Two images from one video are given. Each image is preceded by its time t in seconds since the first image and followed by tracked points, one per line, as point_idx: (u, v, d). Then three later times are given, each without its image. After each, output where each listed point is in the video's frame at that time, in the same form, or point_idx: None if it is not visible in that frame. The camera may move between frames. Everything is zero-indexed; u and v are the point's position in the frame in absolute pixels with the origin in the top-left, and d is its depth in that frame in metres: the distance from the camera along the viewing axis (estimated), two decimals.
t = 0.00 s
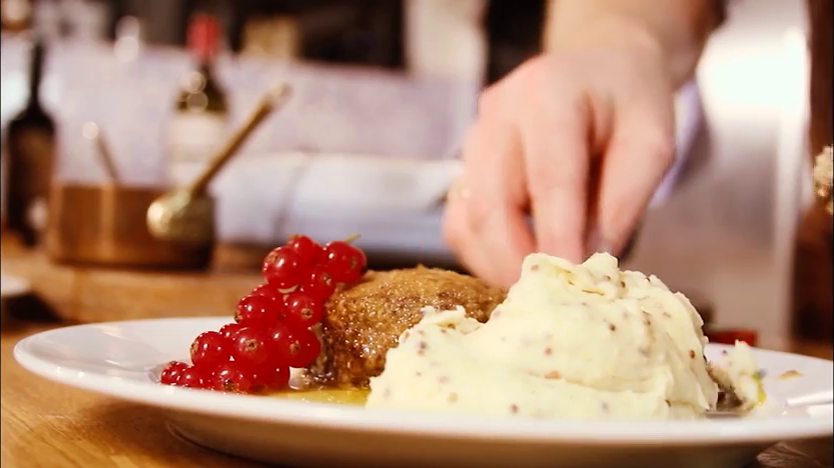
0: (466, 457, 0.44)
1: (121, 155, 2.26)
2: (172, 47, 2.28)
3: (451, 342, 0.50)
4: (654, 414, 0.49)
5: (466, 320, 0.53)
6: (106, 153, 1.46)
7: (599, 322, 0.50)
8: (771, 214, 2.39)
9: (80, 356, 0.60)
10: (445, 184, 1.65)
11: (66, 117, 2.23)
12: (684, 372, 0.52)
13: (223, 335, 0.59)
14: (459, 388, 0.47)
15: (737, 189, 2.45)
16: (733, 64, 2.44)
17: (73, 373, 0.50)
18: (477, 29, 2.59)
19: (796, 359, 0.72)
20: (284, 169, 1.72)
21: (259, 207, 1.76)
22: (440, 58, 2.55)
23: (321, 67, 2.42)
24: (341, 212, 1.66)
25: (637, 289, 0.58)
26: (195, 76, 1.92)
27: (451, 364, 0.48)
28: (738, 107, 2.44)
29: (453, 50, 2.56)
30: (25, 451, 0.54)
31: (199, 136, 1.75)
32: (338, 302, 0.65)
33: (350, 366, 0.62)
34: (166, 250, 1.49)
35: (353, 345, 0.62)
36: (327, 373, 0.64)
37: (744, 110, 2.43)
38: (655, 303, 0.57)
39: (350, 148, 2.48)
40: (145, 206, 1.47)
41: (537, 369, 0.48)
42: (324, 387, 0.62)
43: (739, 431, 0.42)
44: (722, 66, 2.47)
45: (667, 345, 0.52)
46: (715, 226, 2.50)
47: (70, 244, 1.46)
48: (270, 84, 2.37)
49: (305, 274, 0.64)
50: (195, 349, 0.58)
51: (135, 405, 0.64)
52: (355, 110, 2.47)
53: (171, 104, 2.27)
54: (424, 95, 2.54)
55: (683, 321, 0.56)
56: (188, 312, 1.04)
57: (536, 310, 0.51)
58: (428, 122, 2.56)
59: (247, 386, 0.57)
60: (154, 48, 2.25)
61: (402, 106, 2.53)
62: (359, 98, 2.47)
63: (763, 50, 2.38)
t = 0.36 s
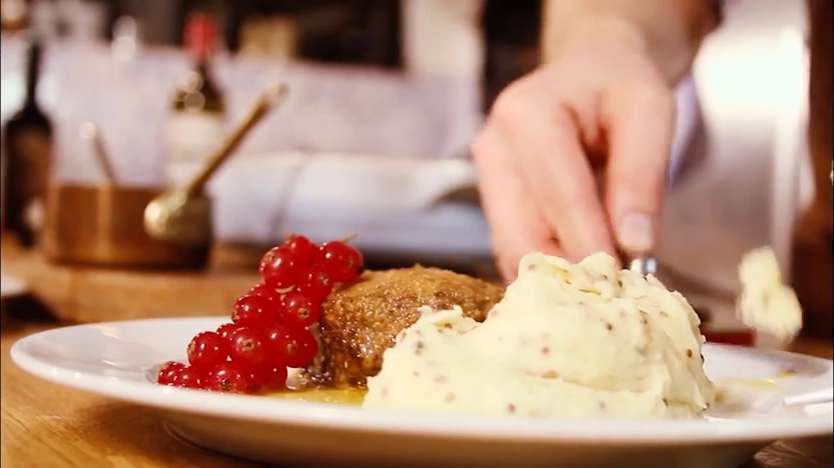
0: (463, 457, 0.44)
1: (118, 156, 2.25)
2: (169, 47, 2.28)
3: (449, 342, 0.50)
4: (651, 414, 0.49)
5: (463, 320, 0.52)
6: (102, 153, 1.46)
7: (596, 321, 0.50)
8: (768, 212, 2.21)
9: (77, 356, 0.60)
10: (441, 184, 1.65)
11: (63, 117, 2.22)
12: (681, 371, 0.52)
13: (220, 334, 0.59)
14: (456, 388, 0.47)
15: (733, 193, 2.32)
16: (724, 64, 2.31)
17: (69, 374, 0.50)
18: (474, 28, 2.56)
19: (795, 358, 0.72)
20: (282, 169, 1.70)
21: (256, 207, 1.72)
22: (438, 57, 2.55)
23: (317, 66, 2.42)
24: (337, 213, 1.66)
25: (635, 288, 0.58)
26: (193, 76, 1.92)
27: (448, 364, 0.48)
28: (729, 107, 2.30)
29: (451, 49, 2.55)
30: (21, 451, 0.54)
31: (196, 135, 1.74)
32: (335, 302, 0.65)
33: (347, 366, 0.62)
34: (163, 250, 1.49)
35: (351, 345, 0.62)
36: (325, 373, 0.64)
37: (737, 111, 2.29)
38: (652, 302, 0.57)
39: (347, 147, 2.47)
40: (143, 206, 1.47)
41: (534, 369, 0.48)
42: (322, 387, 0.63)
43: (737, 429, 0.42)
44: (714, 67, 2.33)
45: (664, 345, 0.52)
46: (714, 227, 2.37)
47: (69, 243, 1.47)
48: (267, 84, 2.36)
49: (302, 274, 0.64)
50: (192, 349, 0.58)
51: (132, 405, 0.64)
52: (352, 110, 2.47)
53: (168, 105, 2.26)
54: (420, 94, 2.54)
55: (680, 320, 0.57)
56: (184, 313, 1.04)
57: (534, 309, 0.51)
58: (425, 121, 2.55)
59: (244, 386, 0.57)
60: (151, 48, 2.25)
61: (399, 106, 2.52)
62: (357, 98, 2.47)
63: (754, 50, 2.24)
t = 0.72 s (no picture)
0: (458, 462, 0.44)
1: (115, 157, 2.25)
2: (167, 49, 2.28)
3: (443, 347, 0.50)
4: (644, 420, 0.49)
5: (457, 325, 0.53)
6: (98, 154, 1.45)
7: (589, 327, 0.50)
8: (768, 212, 1.97)
9: (72, 360, 0.60)
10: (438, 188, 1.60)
11: (60, 118, 2.21)
12: (675, 377, 0.52)
13: (214, 338, 0.59)
14: (450, 393, 0.47)
15: (732, 191, 2.06)
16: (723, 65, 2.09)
17: (64, 377, 0.50)
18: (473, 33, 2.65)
19: (789, 363, 0.72)
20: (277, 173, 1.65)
21: (252, 209, 1.69)
22: (435, 61, 2.62)
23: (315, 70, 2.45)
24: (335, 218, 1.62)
25: (629, 294, 0.59)
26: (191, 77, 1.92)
27: (442, 369, 0.48)
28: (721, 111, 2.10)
29: (448, 52, 2.63)
30: (15, 455, 0.54)
31: (193, 137, 1.74)
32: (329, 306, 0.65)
33: (341, 371, 0.62)
34: (159, 253, 1.47)
35: (345, 349, 0.62)
36: (319, 377, 0.64)
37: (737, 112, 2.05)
38: (647, 308, 0.57)
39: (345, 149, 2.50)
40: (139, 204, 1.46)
41: (528, 374, 0.48)
42: (315, 391, 0.63)
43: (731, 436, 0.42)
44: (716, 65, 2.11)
45: (658, 351, 0.52)
46: (710, 228, 2.13)
47: (62, 244, 1.45)
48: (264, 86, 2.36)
49: (297, 278, 0.64)
50: (186, 353, 0.58)
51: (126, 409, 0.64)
52: (350, 111, 2.49)
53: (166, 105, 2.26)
54: (417, 96, 2.60)
55: (674, 325, 0.57)
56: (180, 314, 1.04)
57: (528, 315, 0.50)
58: (423, 124, 2.61)
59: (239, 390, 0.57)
60: (149, 49, 2.26)
61: (395, 108, 2.57)
62: (354, 99, 2.50)
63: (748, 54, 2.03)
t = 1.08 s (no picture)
0: None
1: (115, 207, 2.23)
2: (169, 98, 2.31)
3: (441, 427, 0.51)
4: None
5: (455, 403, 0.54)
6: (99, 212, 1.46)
7: (588, 407, 0.50)
8: (764, 280, 2.32)
9: (69, 432, 0.60)
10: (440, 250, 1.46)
11: (60, 166, 2.21)
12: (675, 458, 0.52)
13: (213, 410, 0.59)
14: None
15: (729, 255, 2.40)
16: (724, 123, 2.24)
17: (61, 451, 0.50)
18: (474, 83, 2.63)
19: (791, 442, 0.72)
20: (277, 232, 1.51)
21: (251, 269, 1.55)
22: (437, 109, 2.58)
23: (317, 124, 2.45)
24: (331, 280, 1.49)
25: (629, 372, 0.58)
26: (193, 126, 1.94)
27: (437, 450, 0.50)
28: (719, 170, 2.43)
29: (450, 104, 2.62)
30: None
31: (194, 192, 1.74)
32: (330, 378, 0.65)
33: (339, 444, 0.63)
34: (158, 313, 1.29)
35: (344, 423, 0.62)
36: (317, 450, 0.62)
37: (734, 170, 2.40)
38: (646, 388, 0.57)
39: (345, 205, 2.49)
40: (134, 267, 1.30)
41: (526, 455, 0.49)
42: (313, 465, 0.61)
43: None
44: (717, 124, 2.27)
45: (658, 432, 0.52)
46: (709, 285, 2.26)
47: (62, 302, 1.27)
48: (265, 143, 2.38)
49: (297, 350, 0.64)
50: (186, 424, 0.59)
51: None
52: (349, 162, 2.50)
53: (167, 156, 2.27)
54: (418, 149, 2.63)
55: (673, 407, 0.56)
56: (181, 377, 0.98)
57: (526, 395, 0.51)
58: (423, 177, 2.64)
59: (236, 465, 0.57)
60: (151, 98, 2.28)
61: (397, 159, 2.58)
62: (355, 151, 2.51)
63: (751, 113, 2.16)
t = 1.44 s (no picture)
0: None
1: (122, 245, 2.23)
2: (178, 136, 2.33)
3: None
4: None
5: (469, 445, 0.56)
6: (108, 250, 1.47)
7: (601, 451, 0.54)
8: (771, 316, 2.15)
9: None
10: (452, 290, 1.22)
11: (69, 205, 2.22)
12: None
13: (225, 449, 0.59)
14: None
15: (739, 289, 2.25)
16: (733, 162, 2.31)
17: None
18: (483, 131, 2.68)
19: None
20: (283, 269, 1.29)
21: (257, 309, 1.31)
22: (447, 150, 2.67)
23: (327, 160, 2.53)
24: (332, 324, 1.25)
25: (641, 416, 0.59)
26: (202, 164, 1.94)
27: None
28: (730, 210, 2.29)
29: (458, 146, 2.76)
30: None
31: (202, 230, 1.74)
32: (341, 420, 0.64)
33: None
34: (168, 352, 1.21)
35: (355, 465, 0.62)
36: None
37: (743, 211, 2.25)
38: (657, 430, 0.57)
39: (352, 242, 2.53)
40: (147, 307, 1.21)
41: None
42: None
43: None
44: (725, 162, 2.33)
45: None
46: (718, 328, 2.32)
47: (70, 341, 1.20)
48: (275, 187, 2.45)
49: (308, 392, 0.64)
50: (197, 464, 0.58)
51: None
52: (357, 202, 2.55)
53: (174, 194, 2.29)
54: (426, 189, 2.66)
55: (686, 450, 0.57)
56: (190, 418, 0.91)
57: (540, 438, 0.54)
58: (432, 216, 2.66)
59: None
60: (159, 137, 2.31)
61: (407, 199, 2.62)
62: (363, 191, 2.56)
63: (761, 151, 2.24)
